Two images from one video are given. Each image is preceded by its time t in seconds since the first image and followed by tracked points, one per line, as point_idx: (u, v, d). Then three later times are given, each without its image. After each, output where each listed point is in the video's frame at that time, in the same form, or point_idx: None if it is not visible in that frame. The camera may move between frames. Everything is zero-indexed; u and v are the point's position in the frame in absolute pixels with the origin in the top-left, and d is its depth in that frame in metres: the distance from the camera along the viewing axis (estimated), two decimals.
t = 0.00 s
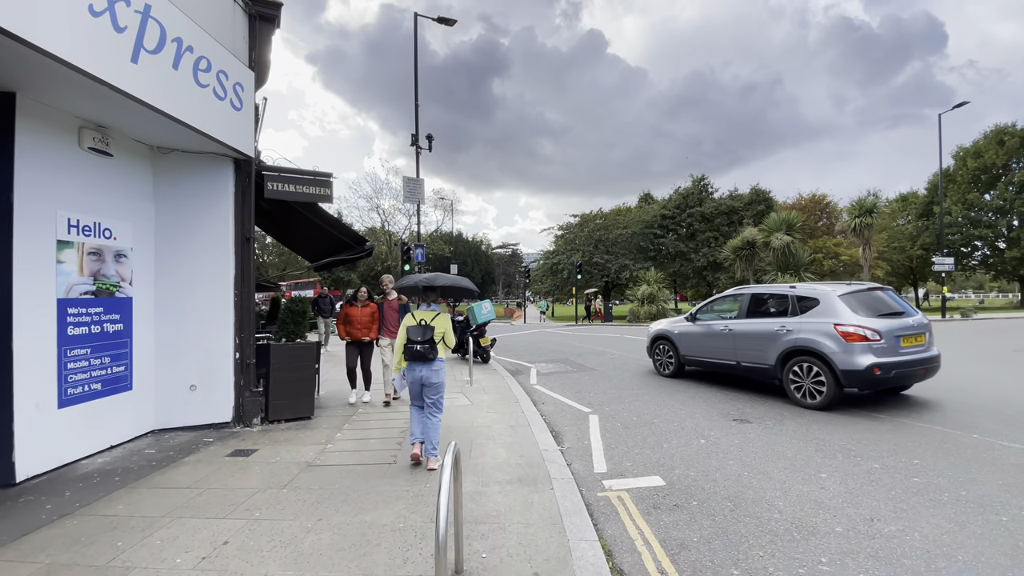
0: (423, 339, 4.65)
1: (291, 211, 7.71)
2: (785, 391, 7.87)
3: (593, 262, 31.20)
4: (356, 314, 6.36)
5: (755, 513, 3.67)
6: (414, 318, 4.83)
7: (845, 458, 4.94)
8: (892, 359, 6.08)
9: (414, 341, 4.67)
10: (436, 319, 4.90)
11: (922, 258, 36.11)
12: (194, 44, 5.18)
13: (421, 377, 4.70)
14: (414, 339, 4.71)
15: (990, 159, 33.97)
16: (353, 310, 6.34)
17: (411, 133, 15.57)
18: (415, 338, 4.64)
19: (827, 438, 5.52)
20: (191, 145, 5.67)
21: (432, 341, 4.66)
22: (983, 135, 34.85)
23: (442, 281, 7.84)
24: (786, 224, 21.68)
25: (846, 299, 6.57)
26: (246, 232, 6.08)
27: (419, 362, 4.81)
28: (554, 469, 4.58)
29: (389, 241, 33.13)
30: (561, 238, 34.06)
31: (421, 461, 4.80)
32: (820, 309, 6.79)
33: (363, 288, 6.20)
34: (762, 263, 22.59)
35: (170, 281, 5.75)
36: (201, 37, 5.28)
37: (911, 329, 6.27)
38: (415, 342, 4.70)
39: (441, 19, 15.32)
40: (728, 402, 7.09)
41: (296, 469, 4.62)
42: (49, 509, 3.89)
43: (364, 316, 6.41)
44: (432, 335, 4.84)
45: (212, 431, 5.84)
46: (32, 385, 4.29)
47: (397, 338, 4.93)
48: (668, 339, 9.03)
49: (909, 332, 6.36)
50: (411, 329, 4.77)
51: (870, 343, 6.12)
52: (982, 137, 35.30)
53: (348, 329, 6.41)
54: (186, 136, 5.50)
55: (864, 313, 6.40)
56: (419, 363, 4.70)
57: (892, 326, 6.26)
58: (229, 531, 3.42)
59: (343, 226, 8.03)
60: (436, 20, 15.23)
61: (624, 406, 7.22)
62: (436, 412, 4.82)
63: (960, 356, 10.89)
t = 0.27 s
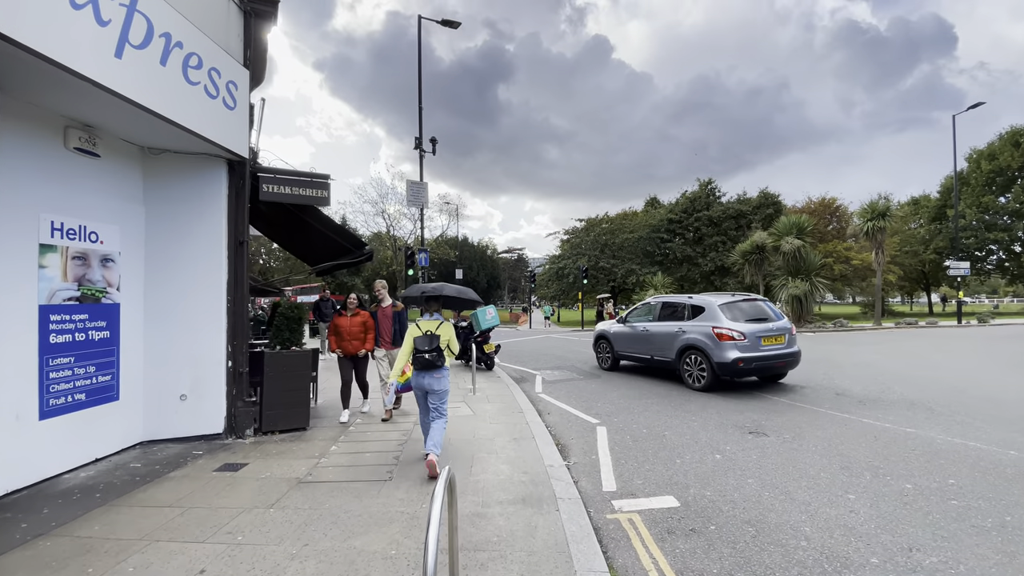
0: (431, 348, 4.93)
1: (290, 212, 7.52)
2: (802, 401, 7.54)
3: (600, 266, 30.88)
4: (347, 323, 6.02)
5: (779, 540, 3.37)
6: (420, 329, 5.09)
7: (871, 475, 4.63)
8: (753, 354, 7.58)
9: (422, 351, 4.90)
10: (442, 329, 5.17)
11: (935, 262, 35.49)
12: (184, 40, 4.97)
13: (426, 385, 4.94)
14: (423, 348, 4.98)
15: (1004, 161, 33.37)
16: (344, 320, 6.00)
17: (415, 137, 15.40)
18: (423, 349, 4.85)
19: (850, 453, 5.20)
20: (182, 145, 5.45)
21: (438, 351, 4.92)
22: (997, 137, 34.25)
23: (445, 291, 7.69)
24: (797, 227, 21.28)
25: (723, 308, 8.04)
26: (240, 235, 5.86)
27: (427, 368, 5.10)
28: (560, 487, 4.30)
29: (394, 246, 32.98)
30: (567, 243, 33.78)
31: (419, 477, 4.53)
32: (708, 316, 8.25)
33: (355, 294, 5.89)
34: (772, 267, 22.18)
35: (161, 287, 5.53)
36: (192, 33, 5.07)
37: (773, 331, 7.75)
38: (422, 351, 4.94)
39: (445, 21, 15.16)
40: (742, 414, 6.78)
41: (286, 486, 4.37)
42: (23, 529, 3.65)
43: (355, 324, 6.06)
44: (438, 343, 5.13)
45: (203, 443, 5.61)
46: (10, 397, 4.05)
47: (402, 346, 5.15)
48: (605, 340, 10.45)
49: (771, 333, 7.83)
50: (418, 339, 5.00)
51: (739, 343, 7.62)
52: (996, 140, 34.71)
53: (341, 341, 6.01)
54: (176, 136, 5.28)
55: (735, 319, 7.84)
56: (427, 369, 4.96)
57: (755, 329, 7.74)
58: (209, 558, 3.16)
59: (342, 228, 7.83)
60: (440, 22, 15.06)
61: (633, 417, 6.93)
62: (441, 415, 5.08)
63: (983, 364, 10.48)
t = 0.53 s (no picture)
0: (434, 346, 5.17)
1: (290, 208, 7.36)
2: (821, 409, 7.17)
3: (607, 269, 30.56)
4: (338, 324, 5.80)
5: (807, 566, 3.05)
6: (424, 328, 5.32)
7: (902, 491, 4.28)
8: (663, 345, 9.14)
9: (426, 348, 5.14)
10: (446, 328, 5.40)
11: (950, 265, 34.80)
12: (170, 29, 4.75)
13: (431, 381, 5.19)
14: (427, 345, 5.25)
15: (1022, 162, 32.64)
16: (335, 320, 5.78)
17: (421, 137, 15.20)
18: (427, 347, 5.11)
19: (878, 466, 4.85)
20: (171, 141, 5.25)
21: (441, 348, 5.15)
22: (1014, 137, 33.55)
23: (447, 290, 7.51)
24: (810, 229, 20.85)
25: (644, 309, 9.72)
26: (232, 235, 5.65)
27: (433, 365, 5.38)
28: (565, 502, 4.00)
29: (400, 248, 32.88)
30: (575, 246, 33.49)
31: (414, 491, 4.24)
32: (633, 316, 9.88)
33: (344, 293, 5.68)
34: (784, 270, 21.73)
35: (149, 289, 5.32)
36: (178, 22, 4.85)
37: (682, 327, 9.39)
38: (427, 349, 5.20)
39: (449, 21, 14.98)
40: (758, 422, 6.43)
41: (273, 499, 4.10)
42: None
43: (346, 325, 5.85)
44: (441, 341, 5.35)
45: (192, 451, 5.37)
46: None
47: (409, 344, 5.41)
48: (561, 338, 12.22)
49: (680, 329, 9.48)
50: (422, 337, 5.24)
51: (654, 336, 9.26)
52: (1013, 140, 33.98)
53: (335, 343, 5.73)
54: (164, 131, 5.08)
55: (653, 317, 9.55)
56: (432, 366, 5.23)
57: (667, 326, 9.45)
58: None
59: (344, 229, 7.60)
60: (444, 22, 14.89)
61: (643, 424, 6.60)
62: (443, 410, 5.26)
63: (1008, 370, 10.05)
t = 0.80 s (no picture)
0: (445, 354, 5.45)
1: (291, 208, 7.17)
2: (841, 420, 6.82)
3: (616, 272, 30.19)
4: (328, 332, 5.49)
5: None
6: (433, 335, 5.60)
7: (938, 514, 3.94)
8: (604, 345, 10.64)
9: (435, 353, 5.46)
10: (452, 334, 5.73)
11: (967, 268, 34.01)
12: (157, 23, 4.57)
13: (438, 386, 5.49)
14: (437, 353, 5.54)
15: None
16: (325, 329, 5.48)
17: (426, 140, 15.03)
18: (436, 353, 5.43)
19: (909, 484, 4.50)
20: (161, 140, 5.07)
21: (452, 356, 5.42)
22: None
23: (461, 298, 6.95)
24: (824, 231, 20.38)
25: (592, 315, 11.29)
26: (225, 237, 5.43)
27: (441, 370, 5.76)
28: (572, 523, 3.72)
29: (407, 252, 32.77)
30: (583, 249, 33.17)
31: (410, 509, 3.97)
32: (582, 321, 11.50)
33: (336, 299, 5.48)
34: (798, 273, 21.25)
35: (139, 294, 5.13)
36: (167, 16, 4.66)
37: (619, 329, 11.28)
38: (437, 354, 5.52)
39: (455, 23, 14.83)
40: (776, 433, 6.10)
41: (261, 518, 3.85)
42: None
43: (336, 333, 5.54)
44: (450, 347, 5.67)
45: (182, 463, 5.15)
46: None
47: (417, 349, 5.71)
48: (528, 339, 13.88)
49: (619, 332, 11.13)
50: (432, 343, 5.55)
51: (596, 337, 10.96)
52: None
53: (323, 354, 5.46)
54: (153, 129, 4.88)
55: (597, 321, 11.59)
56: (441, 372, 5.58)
57: (608, 329, 11.11)
58: None
59: (346, 233, 7.48)
60: (450, 23, 14.73)
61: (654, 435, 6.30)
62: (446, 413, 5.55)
63: None
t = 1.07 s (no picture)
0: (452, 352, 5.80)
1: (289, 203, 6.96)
2: (866, 425, 6.44)
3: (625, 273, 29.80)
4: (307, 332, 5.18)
5: None
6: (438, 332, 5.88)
7: (985, 532, 3.58)
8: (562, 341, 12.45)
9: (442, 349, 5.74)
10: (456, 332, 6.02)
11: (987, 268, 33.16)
12: (144, 7, 4.36)
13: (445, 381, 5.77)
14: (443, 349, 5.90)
15: None
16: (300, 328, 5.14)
17: (432, 138, 14.80)
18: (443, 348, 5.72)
19: (948, 497, 4.15)
20: (151, 131, 4.86)
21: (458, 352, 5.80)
22: None
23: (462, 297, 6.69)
24: (840, 229, 19.87)
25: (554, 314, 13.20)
26: (219, 233, 5.21)
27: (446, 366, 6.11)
28: (581, 540, 3.41)
29: (415, 253, 32.61)
30: (592, 249, 32.83)
31: (406, 521, 3.69)
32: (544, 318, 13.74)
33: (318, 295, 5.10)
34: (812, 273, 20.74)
35: (128, 292, 4.92)
36: None
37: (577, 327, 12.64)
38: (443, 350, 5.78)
39: (462, 19, 14.59)
40: (798, 440, 5.74)
41: (246, 531, 3.59)
42: None
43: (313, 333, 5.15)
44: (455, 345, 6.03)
45: (171, 469, 4.93)
46: None
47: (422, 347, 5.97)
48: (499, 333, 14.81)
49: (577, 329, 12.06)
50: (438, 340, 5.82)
51: (556, 334, 12.73)
52: None
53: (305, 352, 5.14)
54: (141, 120, 4.67)
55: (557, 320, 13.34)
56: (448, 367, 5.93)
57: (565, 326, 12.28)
58: None
59: (342, 228, 7.21)
60: (456, 20, 14.50)
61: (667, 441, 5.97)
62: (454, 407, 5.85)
63: None
